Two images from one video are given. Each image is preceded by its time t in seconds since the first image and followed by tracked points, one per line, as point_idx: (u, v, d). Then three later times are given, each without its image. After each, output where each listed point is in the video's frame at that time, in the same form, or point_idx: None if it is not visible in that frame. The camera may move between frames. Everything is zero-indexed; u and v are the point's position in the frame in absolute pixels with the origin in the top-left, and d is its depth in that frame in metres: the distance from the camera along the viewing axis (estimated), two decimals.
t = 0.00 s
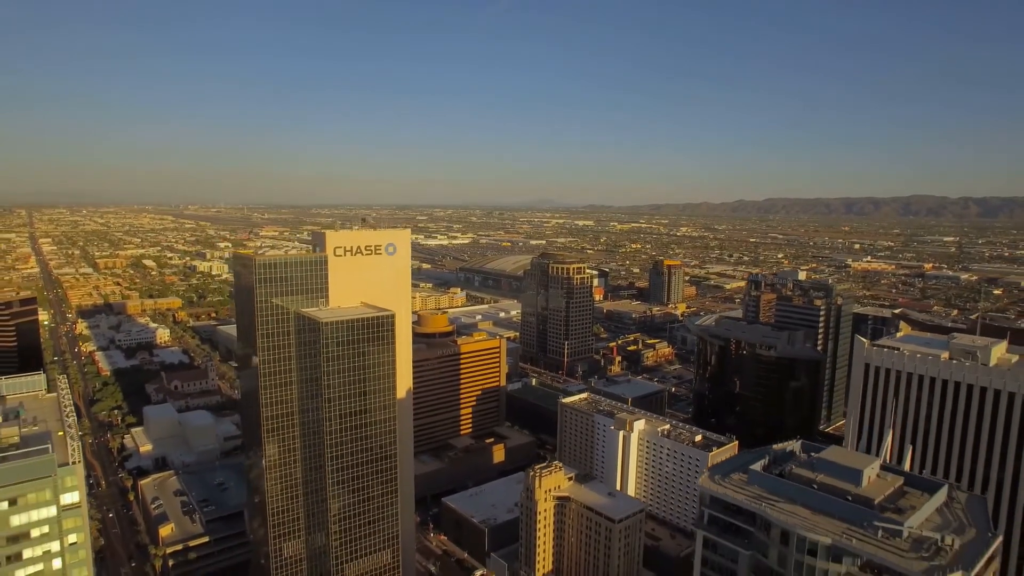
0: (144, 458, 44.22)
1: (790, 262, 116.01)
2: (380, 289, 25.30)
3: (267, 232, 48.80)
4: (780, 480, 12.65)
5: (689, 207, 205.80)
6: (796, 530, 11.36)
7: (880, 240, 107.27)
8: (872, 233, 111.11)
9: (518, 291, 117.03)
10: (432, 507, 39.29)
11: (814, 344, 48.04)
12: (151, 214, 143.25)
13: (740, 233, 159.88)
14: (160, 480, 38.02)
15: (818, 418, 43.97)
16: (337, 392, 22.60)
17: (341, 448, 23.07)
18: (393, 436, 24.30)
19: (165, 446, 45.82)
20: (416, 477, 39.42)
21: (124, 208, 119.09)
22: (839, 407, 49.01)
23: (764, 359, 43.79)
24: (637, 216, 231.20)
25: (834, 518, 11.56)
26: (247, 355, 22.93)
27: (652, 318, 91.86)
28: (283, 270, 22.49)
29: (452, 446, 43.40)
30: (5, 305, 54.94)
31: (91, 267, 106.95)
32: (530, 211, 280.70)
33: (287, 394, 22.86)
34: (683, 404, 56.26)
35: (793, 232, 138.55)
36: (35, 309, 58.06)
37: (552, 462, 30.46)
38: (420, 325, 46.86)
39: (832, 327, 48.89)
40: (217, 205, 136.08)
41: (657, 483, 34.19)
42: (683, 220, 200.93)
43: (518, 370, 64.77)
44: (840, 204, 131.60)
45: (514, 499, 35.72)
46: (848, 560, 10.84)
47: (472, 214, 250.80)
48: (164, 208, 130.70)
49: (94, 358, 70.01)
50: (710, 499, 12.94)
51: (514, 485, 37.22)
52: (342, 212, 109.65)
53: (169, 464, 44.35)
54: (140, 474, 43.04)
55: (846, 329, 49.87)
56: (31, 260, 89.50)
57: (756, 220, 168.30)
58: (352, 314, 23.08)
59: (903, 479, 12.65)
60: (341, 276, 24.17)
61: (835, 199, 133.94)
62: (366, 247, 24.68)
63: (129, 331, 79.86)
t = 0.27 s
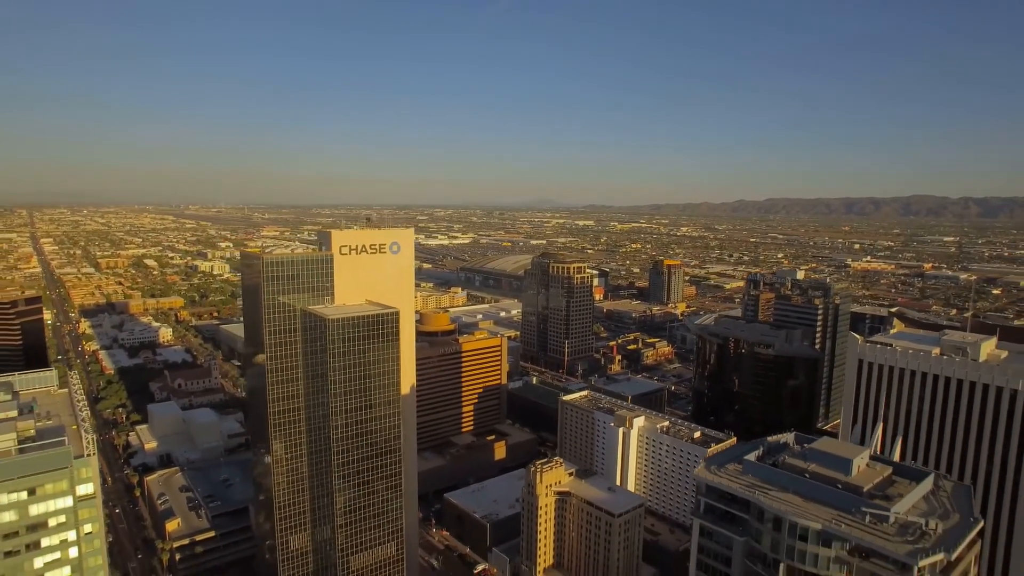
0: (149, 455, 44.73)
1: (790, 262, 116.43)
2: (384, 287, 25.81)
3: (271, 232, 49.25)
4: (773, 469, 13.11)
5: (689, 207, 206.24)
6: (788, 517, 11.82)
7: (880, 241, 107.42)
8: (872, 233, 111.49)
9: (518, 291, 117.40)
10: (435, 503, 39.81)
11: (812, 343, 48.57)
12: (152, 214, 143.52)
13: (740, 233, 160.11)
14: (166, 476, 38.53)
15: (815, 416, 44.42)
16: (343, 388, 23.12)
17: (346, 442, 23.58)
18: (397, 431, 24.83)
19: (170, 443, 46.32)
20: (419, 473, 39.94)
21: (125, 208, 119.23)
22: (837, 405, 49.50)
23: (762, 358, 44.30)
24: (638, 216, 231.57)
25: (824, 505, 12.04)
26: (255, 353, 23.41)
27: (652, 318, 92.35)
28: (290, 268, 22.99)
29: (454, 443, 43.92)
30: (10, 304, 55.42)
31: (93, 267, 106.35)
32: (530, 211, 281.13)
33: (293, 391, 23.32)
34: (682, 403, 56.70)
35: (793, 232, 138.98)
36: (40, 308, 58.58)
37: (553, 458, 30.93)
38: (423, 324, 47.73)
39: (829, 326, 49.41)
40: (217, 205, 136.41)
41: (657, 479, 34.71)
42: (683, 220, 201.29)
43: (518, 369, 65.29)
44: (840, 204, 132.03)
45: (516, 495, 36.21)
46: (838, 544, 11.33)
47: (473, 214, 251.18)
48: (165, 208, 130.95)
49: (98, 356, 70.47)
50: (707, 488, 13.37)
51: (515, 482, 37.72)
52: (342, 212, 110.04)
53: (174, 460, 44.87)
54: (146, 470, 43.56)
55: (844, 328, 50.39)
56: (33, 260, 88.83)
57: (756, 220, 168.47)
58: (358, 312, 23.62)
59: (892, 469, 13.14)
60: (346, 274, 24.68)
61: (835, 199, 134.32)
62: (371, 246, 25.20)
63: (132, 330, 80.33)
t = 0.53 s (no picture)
0: (154, 452, 45.23)
1: (791, 262, 116.84)
2: (388, 285, 26.31)
3: (276, 232, 49.78)
4: (767, 460, 13.58)
5: (690, 207, 206.74)
6: (781, 505, 12.29)
7: (880, 241, 108.01)
8: (872, 233, 111.96)
9: (519, 291, 117.91)
10: (438, 499, 40.29)
11: (811, 342, 49.03)
12: (153, 214, 144.20)
13: (740, 233, 160.68)
14: (172, 472, 39.05)
15: (813, 414, 44.81)
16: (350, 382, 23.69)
17: (353, 436, 24.10)
18: (401, 425, 25.35)
19: (175, 441, 46.83)
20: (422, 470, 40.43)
21: (127, 209, 119.83)
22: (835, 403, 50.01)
23: (761, 355, 44.77)
24: (638, 216, 232.00)
25: (816, 493, 12.53)
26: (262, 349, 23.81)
27: (652, 317, 92.84)
28: (297, 266, 23.49)
29: (455, 440, 44.39)
30: (17, 303, 55.95)
31: (95, 267, 107.49)
32: (531, 211, 281.55)
33: (301, 385, 23.68)
34: (682, 401, 57.10)
35: (794, 232, 139.39)
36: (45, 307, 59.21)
37: (554, 454, 31.44)
38: (425, 322, 48.48)
39: (828, 325, 49.87)
40: (219, 205, 137.03)
41: (656, 475, 35.18)
42: (683, 220, 201.77)
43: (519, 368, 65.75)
44: (841, 204, 132.50)
45: (517, 491, 36.74)
46: (829, 530, 11.83)
47: (473, 214, 251.60)
48: (166, 208, 131.56)
49: (103, 355, 71.09)
50: (704, 478, 13.82)
51: (517, 478, 38.23)
52: (344, 212, 110.64)
53: (179, 458, 45.37)
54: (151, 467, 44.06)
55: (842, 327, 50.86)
56: (36, 259, 89.90)
57: (757, 220, 169.06)
58: (364, 308, 24.16)
59: (882, 459, 13.62)
60: (350, 272, 25.17)
61: (835, 199, 134.78)
62: (375, 246, 25.69)
63: (135, 329, 80.87)
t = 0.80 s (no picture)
0: (160, 449, 45.78)
1: (791, 261, 117.35)
2: (392, 284, 26.87)
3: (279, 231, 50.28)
4: (761, 450, 14.12)
5: (690, 207, 207.24)
6: (773, 492, 12.82)
7: (880, 241, 108.63)
8: (872, 234, 112.38)
9: (520, 290, 118.43)
10: (440, 495, 40.81)
11: (809, 340, 49.56)
12: (154, 214, 144.61)
13: (740, 233, 161.23)
14: (179, 468, 39.59)
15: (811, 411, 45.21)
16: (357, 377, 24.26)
17: (359, 431, 24.68)
18: (406, 420, 25.92)
19: (181, 438, 47.37)
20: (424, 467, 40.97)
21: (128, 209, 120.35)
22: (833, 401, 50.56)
23: (759, 354, 45.25)
24: (638, 216, 232.55)
25: (806, 481, 13.08)
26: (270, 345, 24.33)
27: (653, 316, 93.41)
28: (305, 264, 24.07)
29: (457, 437, 44.93)
30: (23, 301, 56.50)
31: (97, 266, 108.07)
32: (531, 211, 282.05)
33: (308, 381, 24.20)
34: (682, 399, 57.57)
35: (794, 232, 139.84)
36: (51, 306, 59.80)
37: (555, 450, 31.99)
38: (428, 321, 49.12)
39: (826, 323, 50.40)
40: (221, 205, 137.58)
41: (655, 471, 35.74)
42: (684, 220, 202.29)
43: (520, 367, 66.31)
44: (841, 204, 132.96)
45: (518, 487, 37.29)
46: (818, 516, 12.38)
47: (473, 214, 252.20)
48: (167, 208, 132.06)
49: (107, 354, 71.65)
50: (700, 468, 14.34)
51: (519, 475, 38.78)
52: (346, 212, 111.19)
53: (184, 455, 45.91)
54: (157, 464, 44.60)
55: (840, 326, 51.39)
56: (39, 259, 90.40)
57: (757, 220, 169.56)
58: (369, 306, 24.73)
59: (871, 449, 14.15)
60: (356, 270, 25.72)
61: (835, 199, 135.24)
62: (380, 245, 26.25)
63: (138, 328, 81.42)
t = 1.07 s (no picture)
0: (166, 446, 46.29)
1: (791, 261, 117.77)
2: (397, 282, 27.37)
3: (283, 232, 50.75)
4: (756, 442, 14.58)
5: (691, 207, 207.61)
6: (767, 482, 13.31)
7: (880, 240, 109.02)
8: (873, 234, 112.68)
9: (521, 290, 118.88)
10: (443, 492, 41.30)
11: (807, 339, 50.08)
12: (155, 214, 144.83)
13: (741, 233, 161.65)
14: (185, 465, 40.10)
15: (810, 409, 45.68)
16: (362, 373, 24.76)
17: (364, 426, 25.21)
18: (410, 416, 26.39)
19: (186, 436, 47.88)
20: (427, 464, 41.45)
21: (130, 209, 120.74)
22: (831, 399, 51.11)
23: (758, 352, 45.75)
24: (639, 216, 232.96)
25: (799, 471, 13.55)
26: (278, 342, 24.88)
27: (653, 316, 93.88)
28: (311, 263, 24.58)
29: (460, 435, 45.42)
30: (29, 301, 57.00)
31: (99, 266, 108.53)
32: (532, 211, 282.51)
33: (314, 377, 24.74)
34: (682, 398, 58.03)
35: (794, 232, 140.14)
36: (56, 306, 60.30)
37: (556, 447, 32.48)
38: (430, 320, 49.66)
39: (824, 322, 50.94)
40: (222, 205, 138.01)
41: (655, 468, 36.24)
42: (685, 220, 202.70)
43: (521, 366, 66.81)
44: (842, 204, 133.26)
45: (520, 483, 37.77)
46: (810, 504, 12.86)
47: (474, 214, 252.66)
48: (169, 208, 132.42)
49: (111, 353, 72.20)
50: (697, 460, 14.78)
51: (520, 471, 39.28)
52: (347, 212, 111.59)
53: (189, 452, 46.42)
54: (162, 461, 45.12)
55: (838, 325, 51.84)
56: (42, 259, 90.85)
57: (757, 220, 170.03)
58: (375, 304, 25.23)
59: (863, 442, 14.60)
60: (361, 268, 26.23)
61: (836, 199, 135.51)
62: (384, 244, 26.74)
63: (142, 328, 81.96)
